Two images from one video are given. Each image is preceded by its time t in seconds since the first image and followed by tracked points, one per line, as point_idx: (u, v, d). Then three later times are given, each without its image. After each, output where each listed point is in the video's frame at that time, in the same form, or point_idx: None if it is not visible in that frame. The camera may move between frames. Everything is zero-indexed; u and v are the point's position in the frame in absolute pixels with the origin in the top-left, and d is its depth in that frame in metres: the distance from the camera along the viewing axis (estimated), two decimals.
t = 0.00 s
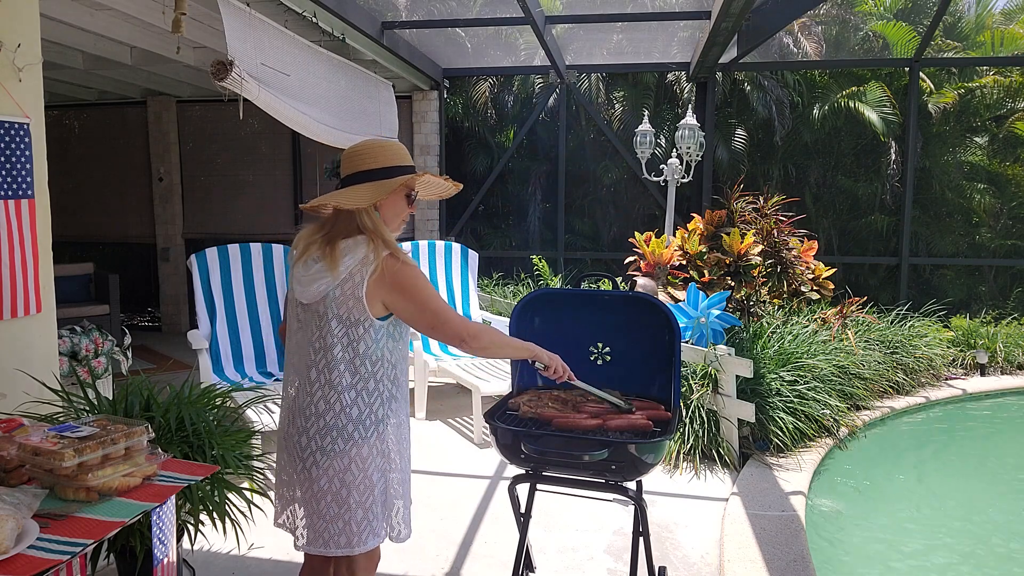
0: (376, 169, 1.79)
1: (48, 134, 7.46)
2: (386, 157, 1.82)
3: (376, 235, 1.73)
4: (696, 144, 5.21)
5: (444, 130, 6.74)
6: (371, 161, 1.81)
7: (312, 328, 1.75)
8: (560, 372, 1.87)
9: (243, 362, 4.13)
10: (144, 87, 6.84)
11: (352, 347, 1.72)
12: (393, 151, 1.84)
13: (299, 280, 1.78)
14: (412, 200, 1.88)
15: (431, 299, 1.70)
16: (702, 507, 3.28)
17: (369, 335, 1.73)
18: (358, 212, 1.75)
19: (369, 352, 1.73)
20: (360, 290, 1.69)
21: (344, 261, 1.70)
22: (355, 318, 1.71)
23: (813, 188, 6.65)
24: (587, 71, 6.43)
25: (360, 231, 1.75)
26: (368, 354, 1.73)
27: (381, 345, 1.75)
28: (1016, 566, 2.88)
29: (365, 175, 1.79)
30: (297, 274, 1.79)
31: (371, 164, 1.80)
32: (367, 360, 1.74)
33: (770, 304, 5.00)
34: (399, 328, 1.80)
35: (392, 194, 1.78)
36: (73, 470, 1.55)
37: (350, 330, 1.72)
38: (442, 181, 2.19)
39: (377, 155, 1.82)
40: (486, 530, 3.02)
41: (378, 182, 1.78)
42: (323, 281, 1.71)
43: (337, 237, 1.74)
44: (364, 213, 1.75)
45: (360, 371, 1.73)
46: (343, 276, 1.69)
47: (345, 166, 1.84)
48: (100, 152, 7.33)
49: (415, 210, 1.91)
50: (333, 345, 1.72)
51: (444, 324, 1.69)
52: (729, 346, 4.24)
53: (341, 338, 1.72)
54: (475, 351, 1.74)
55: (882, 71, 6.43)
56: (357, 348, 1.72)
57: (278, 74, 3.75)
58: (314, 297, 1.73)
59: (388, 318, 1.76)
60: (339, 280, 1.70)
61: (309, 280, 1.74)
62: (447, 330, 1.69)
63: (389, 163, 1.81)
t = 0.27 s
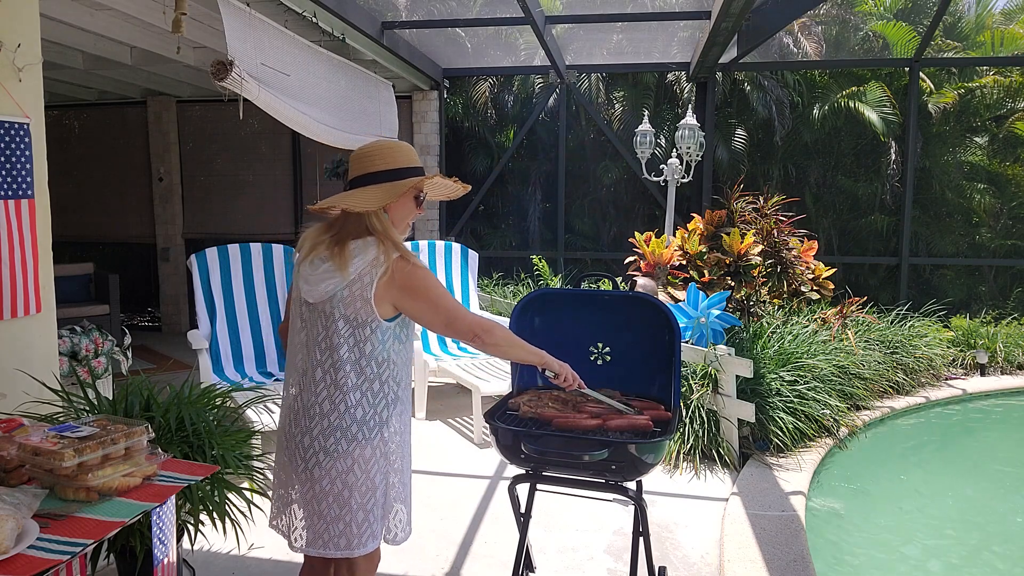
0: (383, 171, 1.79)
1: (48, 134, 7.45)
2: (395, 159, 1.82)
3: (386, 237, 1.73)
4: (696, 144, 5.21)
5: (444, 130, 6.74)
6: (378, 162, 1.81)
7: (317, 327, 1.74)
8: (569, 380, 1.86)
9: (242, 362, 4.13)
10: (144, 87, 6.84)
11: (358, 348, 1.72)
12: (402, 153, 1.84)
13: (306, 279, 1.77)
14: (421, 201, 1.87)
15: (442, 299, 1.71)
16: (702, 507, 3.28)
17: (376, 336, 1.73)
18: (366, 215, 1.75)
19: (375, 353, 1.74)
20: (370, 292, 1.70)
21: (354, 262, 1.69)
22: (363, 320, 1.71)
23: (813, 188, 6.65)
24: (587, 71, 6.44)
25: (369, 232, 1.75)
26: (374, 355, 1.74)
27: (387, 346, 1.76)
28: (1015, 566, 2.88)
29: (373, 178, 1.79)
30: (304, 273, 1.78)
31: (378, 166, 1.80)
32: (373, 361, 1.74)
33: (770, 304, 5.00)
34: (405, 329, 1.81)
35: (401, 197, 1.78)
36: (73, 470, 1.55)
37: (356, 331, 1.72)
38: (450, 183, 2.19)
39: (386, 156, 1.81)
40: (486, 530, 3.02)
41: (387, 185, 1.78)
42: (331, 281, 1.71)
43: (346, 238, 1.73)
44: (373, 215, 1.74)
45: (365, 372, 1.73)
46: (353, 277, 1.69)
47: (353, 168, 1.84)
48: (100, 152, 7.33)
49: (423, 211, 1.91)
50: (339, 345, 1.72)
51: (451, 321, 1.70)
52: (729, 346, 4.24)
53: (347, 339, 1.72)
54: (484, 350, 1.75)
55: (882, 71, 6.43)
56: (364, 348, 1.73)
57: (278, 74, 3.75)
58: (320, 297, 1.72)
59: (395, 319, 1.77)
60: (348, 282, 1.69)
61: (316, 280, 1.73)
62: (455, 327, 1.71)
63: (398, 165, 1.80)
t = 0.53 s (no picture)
0: (389, 174, 1.80)
1: (48, 134, 7.45)
2: (399, 161, 1.83)
3: (391, 239, 1.73)
4: (696, 144, 5.21)
5: (444, 130, 6.74)
6: (384, 165, 1.81)
7: (323, 327, 1.74)
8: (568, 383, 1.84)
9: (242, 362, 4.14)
10: (144, 87, 6.84)
11: (363, 348, 1.72)
12: (406, 154, 1.85)
13: (310, 279, 1.77)
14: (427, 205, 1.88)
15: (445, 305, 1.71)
16: (702, 507, 3.28)
17: (380, 337, 1.73)
18: (371, 216, 1.75)
19: (379, 354, 1.74)
20: (374, 295, 1.70)
21: (359, 264, 1.70)
22: (368, 321, 1.71)
23: (813, 188, 6.65)
24: (587, 71, 6.44)
25: (374, 234, 1.75)
26: (378, 357, 1.74)
27: (391, 348, 1.76)
28: (1015, 566, 2.88)
29: (379, 181, 1.80)
30: (309, 273, 1.78)
31: (385, 168, 1.81)
32: (377, 362, 1.74)
33: (770, 304, 5.00)
34: (407, 331, 1.81)
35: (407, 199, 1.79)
36: (73, 470, 1.55)
37: (360, 332, 1.72)
38: (456, 185, 2.19)
39: (390, 158, 1.82)
40: (487, 530, 3.02)
41: (392, 187, 1.79)
42: (336, 281, 1.71)
43: (351, 239, 1.74)
44: (378, 217, 1.75)
45: (370, 372, 1.73)
46: (358, 278, 1.69)
47: (357, 170, 1.85)
48: (100, 152, 7.33)
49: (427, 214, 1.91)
50: (344, 345, 1.72)
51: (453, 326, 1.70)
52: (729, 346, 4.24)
53: (351, 340, 1.72)
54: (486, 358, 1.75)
55: (882, 71, 6.42)
56: (368, 349, 1.73)
57: (278, 74, 3.75)
58: (325, 298, 1.73)
59: (398, 322, 1.77)
60: (353, 283, 1.69)
61: (321, 280, 1.73)
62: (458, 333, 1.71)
63: (403, 168, 1.82)
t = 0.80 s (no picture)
0: (393, 175, 1.80)
1: (48, 134, 7.45)
2: (404, 164, 1.82)
3: (392, 241, 1.73)
4: (697, 144, 5.21)
5: (444, 130, 6.74)
6: (388, 167, 1.81)
7: (322, 328, 1.75)
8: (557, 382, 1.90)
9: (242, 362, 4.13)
10: (144, 87, 6.84)
11: (359, 350, 1.72)
12: (411, 156, 1.84)
13: (311, 279, 1.78)
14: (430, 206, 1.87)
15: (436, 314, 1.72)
16: (702, 507, 3.28)
17: (377, 339, 1.73)
18: (373, 219, 1.75)
19: (375, 356, 1.73)
20: (371, 298, 1.70)
21: (358, 266, 1.70)
22: (364, 323, 1.71)
23: (813, 188, 6.65)
24: (587, 70, 6.44)
25: (374, 237, 1.75)
26: (374, 358, 1.73)
27: (388, 350, 1.75)
28: (1015, 566, 2.88)
29: (382, 182, 1.79)
30: (309, 273, 1.78)
31: (389, 170, 1.80)
32: (374, 364, 1.74)
33: (770, 304, 5.00)
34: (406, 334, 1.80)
35: (410, 202, 1.78)
36: (73, 470, 1.55)
37: (357, 333, 1.72)
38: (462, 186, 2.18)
39: (395, 160, 1.82)
40: (487, 530, 3.02)
41: (395, 190, 1.78)
42: (334, 282, 1.71)
43: (352, 241, 1.74)
44: (380, 220, 1.75)
45: (366, 374, 1.73)
46: (355, 280, 1.70)
47: (362, 170, 1.85)
48: (100, 152, 7.33)
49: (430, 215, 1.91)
50: (341, 346, 1.72)
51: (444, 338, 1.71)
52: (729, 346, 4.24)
53: (348, 340, 1.72)
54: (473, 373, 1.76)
55: (882, 71, 6.42)
56: (365, 351, 1.72)
57: (278, 74, 3.75)
58: (324, 298, 1.73)
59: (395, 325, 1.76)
60: (351, 285, 1.70)
61: (321, 281, 1.74)
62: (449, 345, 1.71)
63: (407, 170, 1.81)
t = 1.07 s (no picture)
0: (391, 175, 1.80)
1: (47, 134, 7.45)
2: (401, 164, 1.82)
3: (389, 242, 1.73)
4: (697, 144, 5.21)
5: (444, 130, 6.74)
6: (386, 167, 1.81)
7: (320, 328, 1.75)
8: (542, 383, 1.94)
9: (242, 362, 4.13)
10: (144, 87, 6.84)
11: (357, 351, 1.72)
12: (407, 157, 1.84)
13: (309, 280, 1.78)
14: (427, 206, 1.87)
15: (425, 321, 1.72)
16: (703, 507, 3.28)
17: (374, 340, 1.73)
18: (370, 219, 1.75)
19: (373, 357, 1.74)
20: (368, 298, 1.70)
21: (355, 267, 1.70)
22: (362, 324, 1.71)
23: (813, 188, 6.65)
24: (586, 71, 6.44)
25: (372, 237, 1.75)
26: (372, 360, 1.73)
27: (385, 351, 1.75)
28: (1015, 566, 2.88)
29: (379, 182, 1.80)
30: (307, 274, 1.78)
31: (386, 170, 1.81)
32: (372, 365, 1.74)
33: (770, 304, 5.00)
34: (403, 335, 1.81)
35: (407, 202, 1.78)
36: (73, 470, 1.55)
37: (355, 334, 1.72)
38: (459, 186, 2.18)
39: (391, 160, 1.82)
40: (487, 530, 3.02)
41: (393, 190, 1.78)
42: (332, 283, 1.71)
43: (349, 242, 1.74)
44: (378, 220, 1.75)
45: (365, 374, 1.73)
46: (352, 281, 1.70)
47: (358, 171, 1.85)
48: (100, 152, 7.33)
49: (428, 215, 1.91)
50: (339, 347, 1.72)
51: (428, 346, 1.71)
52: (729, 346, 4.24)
53: (346, 341, 1.72)
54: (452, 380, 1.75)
55: (882, 71, 6.42)
56: (363, 352, 1.73)
57: (278, 74, 3.75)
58: (322, 299, 1.73)
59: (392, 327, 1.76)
60: (348, 285, 1.70)
61: (318, 282, 1.74)
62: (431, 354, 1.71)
63: (404, 171, 1.81)
